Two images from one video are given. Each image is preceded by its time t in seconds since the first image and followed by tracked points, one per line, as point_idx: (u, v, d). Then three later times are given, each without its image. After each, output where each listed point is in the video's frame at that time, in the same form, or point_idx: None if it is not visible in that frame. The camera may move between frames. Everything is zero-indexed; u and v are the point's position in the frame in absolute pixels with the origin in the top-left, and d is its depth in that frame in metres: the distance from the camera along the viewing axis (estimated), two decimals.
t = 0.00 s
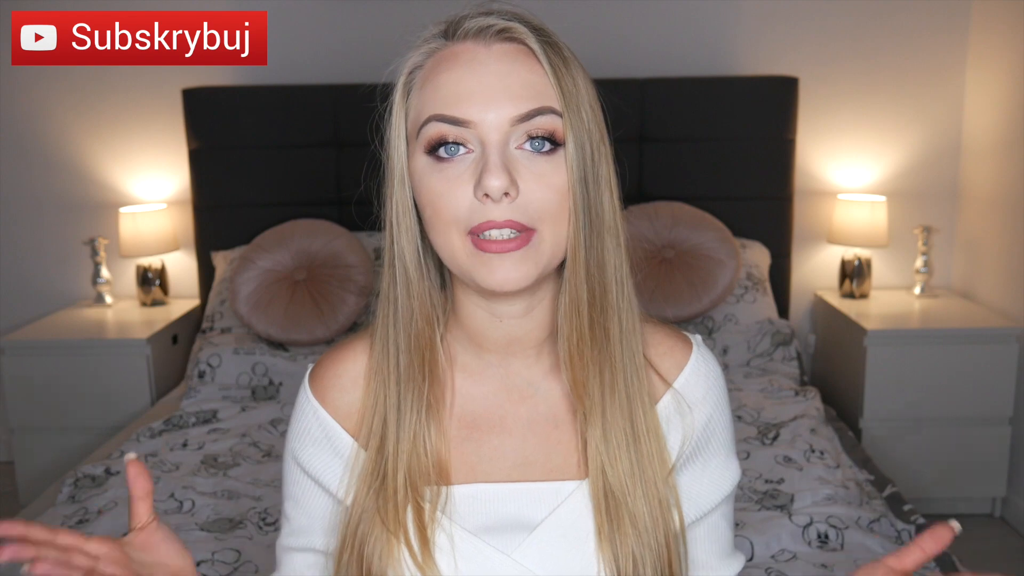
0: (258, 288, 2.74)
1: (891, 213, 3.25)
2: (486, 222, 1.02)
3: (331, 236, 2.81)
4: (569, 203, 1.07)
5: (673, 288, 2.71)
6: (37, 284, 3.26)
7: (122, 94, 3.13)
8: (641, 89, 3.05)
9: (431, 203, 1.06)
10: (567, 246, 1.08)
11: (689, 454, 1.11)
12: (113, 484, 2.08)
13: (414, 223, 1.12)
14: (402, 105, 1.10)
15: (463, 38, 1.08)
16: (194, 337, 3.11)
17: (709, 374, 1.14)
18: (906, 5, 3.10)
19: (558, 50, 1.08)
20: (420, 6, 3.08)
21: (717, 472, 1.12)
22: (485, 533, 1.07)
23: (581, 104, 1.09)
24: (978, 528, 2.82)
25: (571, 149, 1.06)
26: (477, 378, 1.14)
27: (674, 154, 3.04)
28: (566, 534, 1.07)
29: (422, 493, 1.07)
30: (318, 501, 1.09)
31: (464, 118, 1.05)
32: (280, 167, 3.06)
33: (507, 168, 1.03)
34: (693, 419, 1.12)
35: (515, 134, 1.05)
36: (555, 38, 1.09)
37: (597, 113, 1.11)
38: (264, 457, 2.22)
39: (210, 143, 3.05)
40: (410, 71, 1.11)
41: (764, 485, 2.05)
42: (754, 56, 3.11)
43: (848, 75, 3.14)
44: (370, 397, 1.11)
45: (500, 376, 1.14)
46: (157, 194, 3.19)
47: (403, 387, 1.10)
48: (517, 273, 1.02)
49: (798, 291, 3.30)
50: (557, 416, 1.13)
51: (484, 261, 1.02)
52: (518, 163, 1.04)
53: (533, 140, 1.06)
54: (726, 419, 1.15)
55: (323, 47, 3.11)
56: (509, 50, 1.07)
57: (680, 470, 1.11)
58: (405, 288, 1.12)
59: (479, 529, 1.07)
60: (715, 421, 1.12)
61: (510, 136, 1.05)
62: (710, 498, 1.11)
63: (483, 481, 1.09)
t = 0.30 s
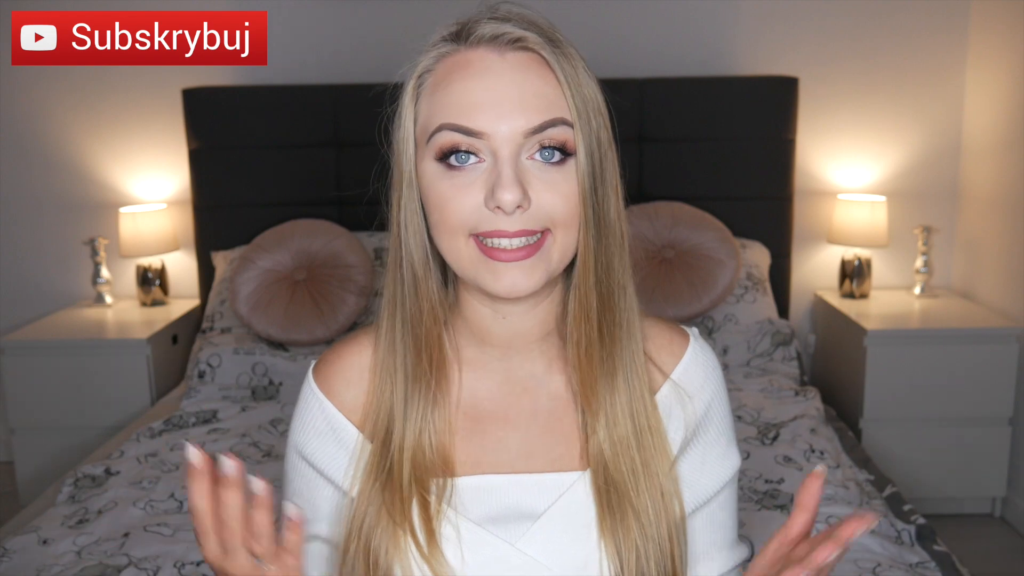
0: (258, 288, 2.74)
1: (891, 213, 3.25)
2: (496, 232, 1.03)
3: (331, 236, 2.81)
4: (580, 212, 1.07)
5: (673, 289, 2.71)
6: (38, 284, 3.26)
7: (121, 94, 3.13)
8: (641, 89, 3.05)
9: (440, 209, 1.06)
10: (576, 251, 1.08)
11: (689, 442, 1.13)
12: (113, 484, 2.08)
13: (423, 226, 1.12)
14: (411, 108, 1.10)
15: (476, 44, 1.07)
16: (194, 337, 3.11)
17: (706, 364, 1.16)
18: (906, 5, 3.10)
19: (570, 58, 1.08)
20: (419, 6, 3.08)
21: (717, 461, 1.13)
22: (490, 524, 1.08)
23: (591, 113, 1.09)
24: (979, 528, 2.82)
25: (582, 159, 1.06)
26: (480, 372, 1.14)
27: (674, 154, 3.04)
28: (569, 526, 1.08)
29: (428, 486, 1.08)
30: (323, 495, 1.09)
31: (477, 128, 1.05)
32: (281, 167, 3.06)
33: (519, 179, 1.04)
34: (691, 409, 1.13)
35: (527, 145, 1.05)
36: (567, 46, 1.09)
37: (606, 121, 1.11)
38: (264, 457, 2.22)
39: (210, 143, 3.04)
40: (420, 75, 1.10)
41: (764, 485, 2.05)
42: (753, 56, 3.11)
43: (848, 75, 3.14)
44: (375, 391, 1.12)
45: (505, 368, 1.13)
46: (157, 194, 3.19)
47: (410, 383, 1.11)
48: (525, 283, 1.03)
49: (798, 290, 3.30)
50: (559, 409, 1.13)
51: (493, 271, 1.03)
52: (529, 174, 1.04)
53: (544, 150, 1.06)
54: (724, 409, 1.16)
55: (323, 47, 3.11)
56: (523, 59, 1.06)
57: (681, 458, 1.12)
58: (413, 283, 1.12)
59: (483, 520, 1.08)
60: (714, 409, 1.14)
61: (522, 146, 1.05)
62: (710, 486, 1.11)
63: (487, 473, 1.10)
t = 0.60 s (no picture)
0: (258, 288, 2.74)
1: (891, 213, 3.25)
2: (493, 229, 1.03)
3: (331, 236, 2.81)
4: (578, 211, 1.07)
5: (673, 289, 2.71)
6: (38, 284, 3.26)
7: (121, 94, 3.13)
8: (641, 89, 3.05)
9: (439, 208, 1.06)
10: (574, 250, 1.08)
11: (689, 446, 1.12)
12: (113, 484, 2.08)
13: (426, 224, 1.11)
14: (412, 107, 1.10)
15: (475, 42, 1.07)
16: (194, 336, 3.11)
17: (706, 368, 1.16)
18: (906, 5, 3.10)
19: (569, 55, 1.08)
20: (419, 6, 3.08)
21: (717, 462, 1.12)
22: (491, 527, 1.10)
23: (591, 112, 1.08)
24: (979, 528, 2.82)
25: (580, 155, 1.06)
26: (483, 374, 1.15)
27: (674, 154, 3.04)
28: (568, 529, 1.10)
29: (431, 489, 1.09)
30: (328, 493, 1.09)
31: (474, 125, 1.04)
32: (281, 167, 3.06)
33: (515, 176, 1.03)
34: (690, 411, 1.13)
35: (524, 141, 1.05)
36: (568, 46, 1.09)
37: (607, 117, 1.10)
38: (264, 457, 2.22)
39: (210, 143, 3.05)
40: (421, 73, 1.10)
41: (764, 485, 2.05)
42: (754, 56, 3.11)
43: (848, 75, 3.14)
44: (379, 391, 1.11)
45: (507, 371, 1.14)
46: (157, 194, 3.19)
47: (412, 385, 1.10)
48: (525, 281, 1.04)
49: (798, 290, 3.30)
50: (561, 411, 1.14)
51: (492, 268, 1.04)
52: (526, 170, 1.04)
53: (542, 147, 1.06)
54: (726, 412, 1.15)
55: (323, 47, 3.11)
56: (520, 57, 1.06)
57: (680, 462, 1.12)
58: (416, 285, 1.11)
59: (485, 523, 1.10)
60: (714, 411, 1.14)
61: (519, 142, 1.05)
62: (709, 488, 1.11)
63: (489, 477, 1.11)
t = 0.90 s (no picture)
0: (258, 288, 2.74)
1: (891, 213, 3.25)
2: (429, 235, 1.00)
3: (331, 236, 2.81)
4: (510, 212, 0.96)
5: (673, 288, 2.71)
6: (38, 284, 3.26)
7: (121, 94, 3.13)
8: (641, 89, 3.04)
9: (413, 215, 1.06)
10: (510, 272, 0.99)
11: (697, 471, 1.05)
12: (113, 484, 2.08)
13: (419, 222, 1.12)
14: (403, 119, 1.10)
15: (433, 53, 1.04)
16: (194, 337, 3.11)
17: (731, 390, 1.08)
18: (906, 5, 3.10)
19: (518, 63, 0.97)
20: (419, 5, 3.08)
21: (727, 491, 1.04)
22: (488, 528, 1.07)
23: (534, 101, 0.95)
24: (978, 528, 2.82)
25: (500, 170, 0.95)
26: (495, 373, 1.13)
27: (674, 154, 3.04)
28: (566, 537, 1.06)
29: (438, 474, 1.07)
30: (336, 472, 1.09)
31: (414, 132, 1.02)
32: (281, 167, 3.06)
33: (438, 178, 0.99)
34: (705, 434, 1.06)
35: (450, 146, 0.99)
36: (520, 37, 0.99)
37: (565, 127, 0.96)
38: (264, 457, 2.22)
39: (210, 143, 3.04)
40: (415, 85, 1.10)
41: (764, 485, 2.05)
42: (754, 56, 3.12)
43: (848, 75, 3.14)
44: (399, 378, 1.13)
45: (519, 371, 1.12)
46: (157, 194, 3.19)
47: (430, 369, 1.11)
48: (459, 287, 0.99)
49: (798, 290, 3.30)
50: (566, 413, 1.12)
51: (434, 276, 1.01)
52: (451, 175, 0.99)
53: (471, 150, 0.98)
54: (748, 437, 1.06)
55: (323, 47, 3.11)
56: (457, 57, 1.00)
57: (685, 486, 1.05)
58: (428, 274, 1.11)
59: (484, 522, 1.07)
60: (732, 436, 1.05)
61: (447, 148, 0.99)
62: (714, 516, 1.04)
63: (493, 476, 1.08)
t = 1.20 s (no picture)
0: (258, 288, 2.74)
1: (891, 213, 3.25)
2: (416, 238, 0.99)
3: (331, 235, 2.81)
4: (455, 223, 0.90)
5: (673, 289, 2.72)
6: (38, 284, 3.26)
7: (121, 94, 3.13)
8: (641, 89, 3.04)
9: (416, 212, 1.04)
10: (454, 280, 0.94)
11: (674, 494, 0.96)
12: (113, 484, 2.08)
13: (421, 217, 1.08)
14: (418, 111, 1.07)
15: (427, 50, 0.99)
16: (194, 336, 3.11)
17: (720, 409, 0.97)
18: (906, 5, 3.10)
19: (485, 71, 0.89)
20: (419, 5, 3.07)
21: (707, 513, 0.94)
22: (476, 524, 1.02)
23: (491, 110, 0.88)
24: (978, 528, 2.82)
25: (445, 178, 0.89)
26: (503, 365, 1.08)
27: (674, 154, 3.04)
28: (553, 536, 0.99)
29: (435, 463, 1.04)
30: (338, 458, 1.08)
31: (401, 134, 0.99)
32: (281, 167, 3.06)
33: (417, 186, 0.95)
34: (692, 449, 0.97)
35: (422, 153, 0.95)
36: (504, 42, 0.92)
37: (523, 141, 0.88)
38: (264, 457, 2.22)
39: (210, 143, 3.04)
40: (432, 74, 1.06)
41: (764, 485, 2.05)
42: (754, 57, 3.12)
43: (848, 76, 3.14)
44: (410, 366, 1.09)
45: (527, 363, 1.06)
46: (157, 194, 3.19)
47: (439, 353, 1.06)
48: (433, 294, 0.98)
49: (798, 290, 3.31)
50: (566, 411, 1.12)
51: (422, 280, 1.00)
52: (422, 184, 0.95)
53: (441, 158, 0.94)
54: (740, 456, 0.95)
55: (323, 47, 3.11)
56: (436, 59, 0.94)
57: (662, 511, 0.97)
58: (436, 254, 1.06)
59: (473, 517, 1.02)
60: (719, 453, 0.95)
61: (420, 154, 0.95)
62: (691, 539, 0.95)
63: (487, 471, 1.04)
